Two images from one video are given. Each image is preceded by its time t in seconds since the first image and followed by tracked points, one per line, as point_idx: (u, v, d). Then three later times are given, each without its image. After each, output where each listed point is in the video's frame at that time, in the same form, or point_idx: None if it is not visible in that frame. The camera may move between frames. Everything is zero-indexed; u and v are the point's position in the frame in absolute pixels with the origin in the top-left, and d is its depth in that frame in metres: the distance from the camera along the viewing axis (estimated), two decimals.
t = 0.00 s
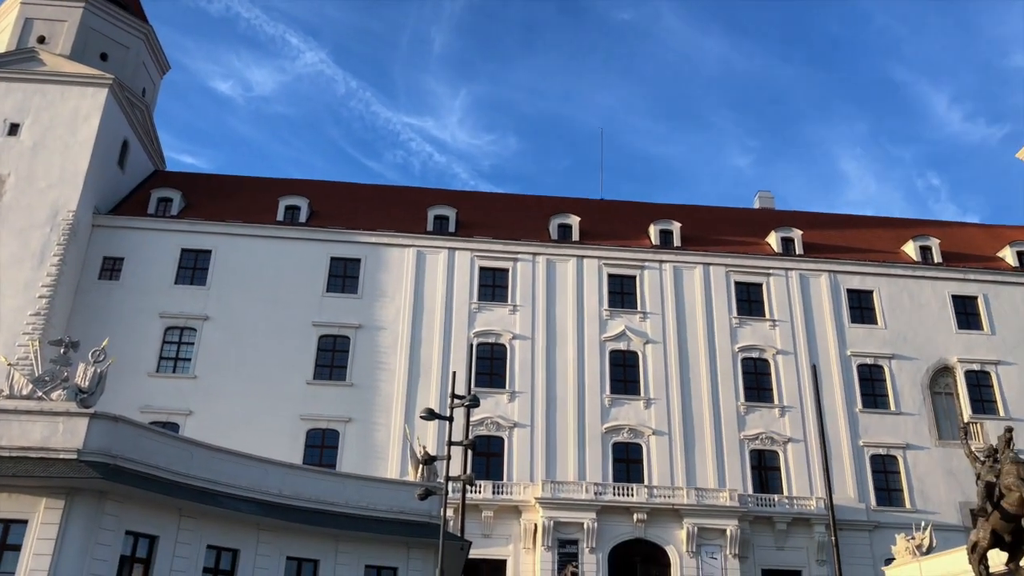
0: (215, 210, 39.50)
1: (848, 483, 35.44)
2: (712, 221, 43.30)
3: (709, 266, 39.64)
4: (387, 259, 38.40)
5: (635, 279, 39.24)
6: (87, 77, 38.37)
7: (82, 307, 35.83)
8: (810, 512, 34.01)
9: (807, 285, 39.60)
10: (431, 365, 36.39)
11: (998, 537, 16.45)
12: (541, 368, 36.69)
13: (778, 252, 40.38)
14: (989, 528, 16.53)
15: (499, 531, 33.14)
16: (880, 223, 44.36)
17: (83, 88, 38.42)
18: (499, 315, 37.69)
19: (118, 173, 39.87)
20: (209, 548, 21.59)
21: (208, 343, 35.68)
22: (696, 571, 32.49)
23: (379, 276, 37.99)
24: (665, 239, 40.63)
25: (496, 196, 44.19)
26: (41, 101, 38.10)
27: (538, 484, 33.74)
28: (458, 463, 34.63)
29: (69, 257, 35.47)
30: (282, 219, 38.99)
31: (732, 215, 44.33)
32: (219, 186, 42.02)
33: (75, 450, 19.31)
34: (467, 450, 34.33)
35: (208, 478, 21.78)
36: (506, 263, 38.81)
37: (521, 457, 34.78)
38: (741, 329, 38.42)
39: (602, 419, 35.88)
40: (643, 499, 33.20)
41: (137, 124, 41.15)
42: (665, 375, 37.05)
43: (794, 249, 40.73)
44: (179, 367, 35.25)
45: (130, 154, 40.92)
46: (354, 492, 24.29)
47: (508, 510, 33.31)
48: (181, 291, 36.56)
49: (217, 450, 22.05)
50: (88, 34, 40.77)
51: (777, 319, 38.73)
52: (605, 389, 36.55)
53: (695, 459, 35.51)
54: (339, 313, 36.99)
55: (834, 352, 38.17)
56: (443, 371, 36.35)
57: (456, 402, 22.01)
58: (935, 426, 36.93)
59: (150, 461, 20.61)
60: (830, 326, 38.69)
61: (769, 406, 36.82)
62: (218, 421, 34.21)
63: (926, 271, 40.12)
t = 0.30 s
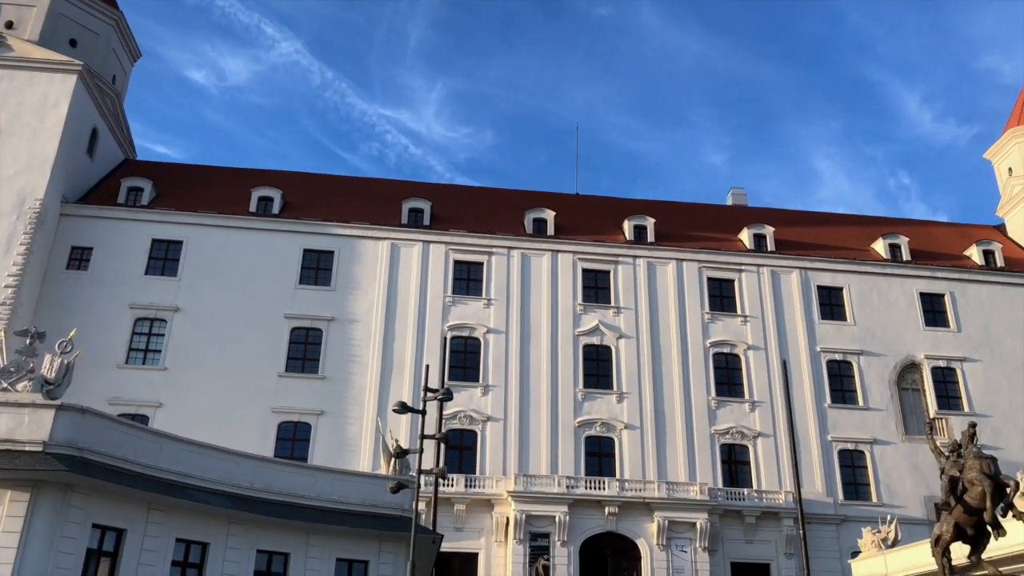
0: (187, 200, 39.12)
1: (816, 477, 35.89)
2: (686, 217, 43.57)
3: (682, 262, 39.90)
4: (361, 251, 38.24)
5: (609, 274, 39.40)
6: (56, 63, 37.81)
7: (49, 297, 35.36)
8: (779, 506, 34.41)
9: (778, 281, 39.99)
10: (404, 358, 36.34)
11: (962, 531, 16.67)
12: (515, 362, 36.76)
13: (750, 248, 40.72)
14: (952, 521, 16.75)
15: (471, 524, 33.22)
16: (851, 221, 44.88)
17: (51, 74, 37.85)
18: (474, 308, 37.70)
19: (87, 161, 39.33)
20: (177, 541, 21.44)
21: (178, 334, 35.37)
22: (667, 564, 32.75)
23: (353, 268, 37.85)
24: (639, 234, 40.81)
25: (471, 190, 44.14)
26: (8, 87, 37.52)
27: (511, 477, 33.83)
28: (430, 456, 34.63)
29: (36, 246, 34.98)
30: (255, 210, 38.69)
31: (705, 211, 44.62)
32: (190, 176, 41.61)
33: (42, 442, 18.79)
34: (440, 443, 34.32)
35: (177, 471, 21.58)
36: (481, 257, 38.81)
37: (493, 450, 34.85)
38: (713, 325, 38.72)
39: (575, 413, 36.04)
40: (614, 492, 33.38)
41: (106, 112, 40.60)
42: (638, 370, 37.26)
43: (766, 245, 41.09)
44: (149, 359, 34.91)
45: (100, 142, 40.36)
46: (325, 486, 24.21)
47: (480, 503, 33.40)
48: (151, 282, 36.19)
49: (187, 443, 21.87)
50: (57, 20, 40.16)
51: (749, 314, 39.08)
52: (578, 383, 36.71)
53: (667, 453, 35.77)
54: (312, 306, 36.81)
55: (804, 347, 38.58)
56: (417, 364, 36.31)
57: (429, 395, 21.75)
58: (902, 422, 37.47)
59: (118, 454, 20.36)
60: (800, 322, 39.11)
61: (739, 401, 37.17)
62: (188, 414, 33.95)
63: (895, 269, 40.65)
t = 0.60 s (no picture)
0: (152, 185, 38.60)
1: (779, 469, 36.38)
2: (655, 210, 43.81)
3: (651, 255, 40.13)
4: (329, 239, 38.00)
5: (578, 266, 39.54)
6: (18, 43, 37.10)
7: (9, 281, 34.74)
8: (742, 497, 34.83)
9: (744, 275, 40.38)
10: (372, 348, 36.20)
11: (919, 522, 16.95)
12: (483, 352, 36.78)
13: (718, 242, 41.06)
14: (910, 512, 16.99)
15: (437, 515, 33.26)
16: (817, 217, 45.41)
17: (13, 54, 37.15)
18: (443, 299, 37.64)
19: (49, 144, 38.65)
20: (138, 531, 21.19)
21: (142, 321, 34.93)
22: (631, 554, 33.01)
23: (321, 257, 37.61)
24: (609, 227, 40.97)
25: (441, 179, 44.01)
26: None
27: (478, 468, 33.89)
28: (397, 446, 34.58)
29: None
30: (222, 196, 38.27)
31: (674, 205, 44.90)
32: (156, 160, 41.05)
33: None
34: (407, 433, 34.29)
35: (139, 458, 21.32)
36: (451, 247, 38.73)
37: (461, 441, 34.88)
38: (681, 318, 39.02)
39: (543, 404, 36.16)
40: (581, 483, 33.58)
41: (70, 93, 39.90)
42: (606, 361, 37.46)
43: (733, 239, 41.47)
44: (112, 346, 34.46)
45: (62, 124, 39.66)
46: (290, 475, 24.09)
47: (447, 493, 33.46)
48: (115, 268, 35.70)
49: (150, 431, 21.63)
50: None
51: (715, 307, 39.44)
52: (546, 374, 36.84)
53: (633, 444, 36.04)
54: (279, 294, 36.53)
55: (769, 341, 39.02)
56: (385, 354, 36.20)
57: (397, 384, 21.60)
58: (864, 415, 38.06)
59: (78, 441, 20.05)
60: (766, 316, 39.52)
61: (705, 392, 37.54)
62: (151, 401, 33.58)
63: (859, 264, 41.21)
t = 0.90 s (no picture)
0: (118, 169, 38.02)
1: (743, 462, 36.79)
2: (625, 204, 43.99)
3: (621, 249, 40.30)
4: (299, 228, 37.70)
5: (548, 259, 39.61)
6: None
7: None
8: (707, 489, 35.17)
9: (713, 270, 40.71)
10: (340, 337, 36.02)
11: (878, 515, 17.21)
12: (453, 343, 36.75)
13: (687, 237, 41.33)
14: (870, 506, 17.24)
15: (404, 505, 33.25)
16: (785, 213, 45.86)
17: None
18: (412, 289, 37.53)
19: (12, 125, 37.93)
20: (100, 520, 20.85)
21: (106, 307, 34.46)
22: (597, 546, 33.20)
23: (289, 245, 37.31)
24: (580, 220, 41.07)
25: (412, 169, 43.81)
26: None
27: (445, 459, 33.89)
28: (364, 436, 34.49)
29: None
30: (189, 182, 37.79)
31: (645, 199, 45.10)
32: (122, 144, 40.44)
33: None
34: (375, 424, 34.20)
35: (101, 447, 21.01)
36: (421, 237, 38.61)
37: (428, 432, 34.87)
38: (649, 311, 39.26)
39: (511, 396, 36.23)
40: (548, 474, 33.71)
41: (33, 74, 39.15)
42: (574, 354, 37.60)
43: (702, 235, 41.77)
44: (74, 332, 33.97)
45: (25, 106, 38.92)
46: (255, 464, 23.93)
47: (414, 484, 33.44)
48: (78, 252, 35.16)
49: (112, 419, 21.34)
50: None
51: (684, 302, 39.73)
52: (515, 365, 36.90)
53: (601, 437, 36.26)
54: (246, 282, 36.20)
55: (736, 336, 39.39)
56: (353, 344, 36.04)
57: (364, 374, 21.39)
58: (827, 410, 38.59)
59: (38, 429, 19.64)
60: (733, 311, 39.90)
61: (672, 386, 37.83)
62: (114, 389, 33.15)
63: (825, 261, 41.71)
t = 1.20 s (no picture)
0: (86, 156, 37.51)
1: (711, 458, 37.13)
2: (599, 201, 44.13)
3: (594, 245, 40.42)
4: (270, 219, 37.42)
5: (522, 254, 39.65)
6: None
7: None
8: (675, 485, 35.43)
9: (684, 268, 40.99)
10: (311, 330, 35.83)
11: (843, 511, 17.44)
12: (425, 337, 36.69)
13: (660, 235, 41.56)
14: (835, 502, 17.47)
15: (374, 499, 33.18)
16: (757, 212, 46.25)
17: None
18: (385, 282, 37.41)
19: None
20: (63, 511, 20.49)
21: (72, 296, 34.02)
22: (566, 540, 33.34)
23: (261, 236, 37.04)
24: (554, 216, 41.13)
25: (386, 162, 43.64)
26: None
27: (416, 453, 33.84)
28: (334, 430, 34.36)
29: None
30: (160, 171, 37.36)
31: (618, 196, 45.27)
32: (91, 131, 39.89)
33: None
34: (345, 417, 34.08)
35: (66, 437, 20.72)
36: (395, 230, 38.48)
37: (399, 426, 34.82)
38: (621, 308, 39.45)
39: (483, 390, 36.26)
40: (518, 469, 33.78)
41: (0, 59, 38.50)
42: (547, 349, 37.70)
43: (675, 232, 42.01)
44: (39, 321, 33.52)
45: None
46: (223, 456, 23.76)
47: (384, 478, 33.37)
48: (44, 240, 34.68)
49: (78, 409, 21.06)
50: None
51: (655, 299, 39.96)
52: (487, 360, 36.93)
53: (572, 432, 36.41)
54: (216, 273, 35.88)
55: (706, 333, 39.68)
56: (325, 337, 35.87)
57: (335, 367, 21.17)
58: (795, 407, 39.03)
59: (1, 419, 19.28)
60: (703, 308, 40.19)
61: (642, 382, 38.06)
62: (80, 379, 32.76)
63: (795, 261, 42.13)
